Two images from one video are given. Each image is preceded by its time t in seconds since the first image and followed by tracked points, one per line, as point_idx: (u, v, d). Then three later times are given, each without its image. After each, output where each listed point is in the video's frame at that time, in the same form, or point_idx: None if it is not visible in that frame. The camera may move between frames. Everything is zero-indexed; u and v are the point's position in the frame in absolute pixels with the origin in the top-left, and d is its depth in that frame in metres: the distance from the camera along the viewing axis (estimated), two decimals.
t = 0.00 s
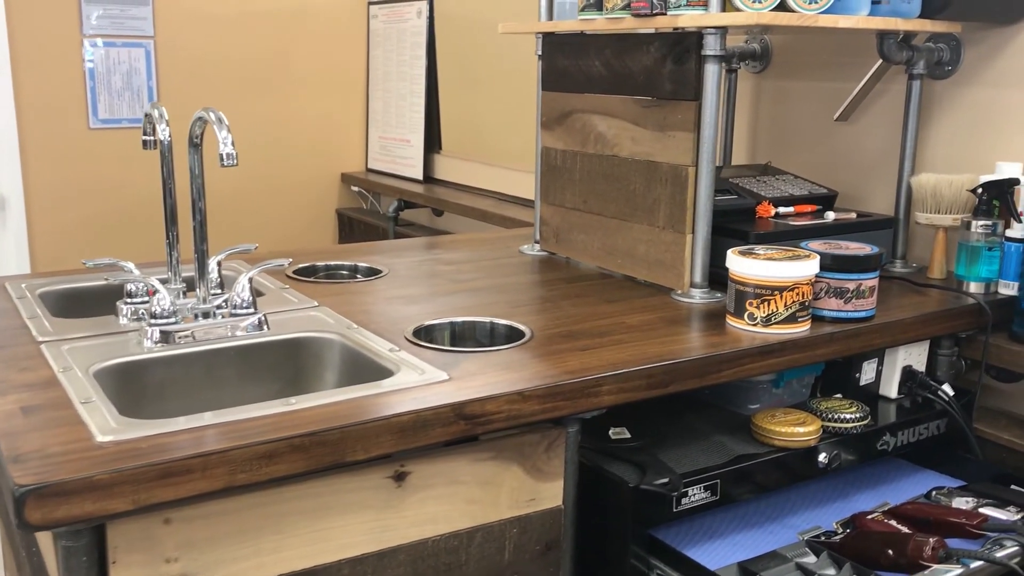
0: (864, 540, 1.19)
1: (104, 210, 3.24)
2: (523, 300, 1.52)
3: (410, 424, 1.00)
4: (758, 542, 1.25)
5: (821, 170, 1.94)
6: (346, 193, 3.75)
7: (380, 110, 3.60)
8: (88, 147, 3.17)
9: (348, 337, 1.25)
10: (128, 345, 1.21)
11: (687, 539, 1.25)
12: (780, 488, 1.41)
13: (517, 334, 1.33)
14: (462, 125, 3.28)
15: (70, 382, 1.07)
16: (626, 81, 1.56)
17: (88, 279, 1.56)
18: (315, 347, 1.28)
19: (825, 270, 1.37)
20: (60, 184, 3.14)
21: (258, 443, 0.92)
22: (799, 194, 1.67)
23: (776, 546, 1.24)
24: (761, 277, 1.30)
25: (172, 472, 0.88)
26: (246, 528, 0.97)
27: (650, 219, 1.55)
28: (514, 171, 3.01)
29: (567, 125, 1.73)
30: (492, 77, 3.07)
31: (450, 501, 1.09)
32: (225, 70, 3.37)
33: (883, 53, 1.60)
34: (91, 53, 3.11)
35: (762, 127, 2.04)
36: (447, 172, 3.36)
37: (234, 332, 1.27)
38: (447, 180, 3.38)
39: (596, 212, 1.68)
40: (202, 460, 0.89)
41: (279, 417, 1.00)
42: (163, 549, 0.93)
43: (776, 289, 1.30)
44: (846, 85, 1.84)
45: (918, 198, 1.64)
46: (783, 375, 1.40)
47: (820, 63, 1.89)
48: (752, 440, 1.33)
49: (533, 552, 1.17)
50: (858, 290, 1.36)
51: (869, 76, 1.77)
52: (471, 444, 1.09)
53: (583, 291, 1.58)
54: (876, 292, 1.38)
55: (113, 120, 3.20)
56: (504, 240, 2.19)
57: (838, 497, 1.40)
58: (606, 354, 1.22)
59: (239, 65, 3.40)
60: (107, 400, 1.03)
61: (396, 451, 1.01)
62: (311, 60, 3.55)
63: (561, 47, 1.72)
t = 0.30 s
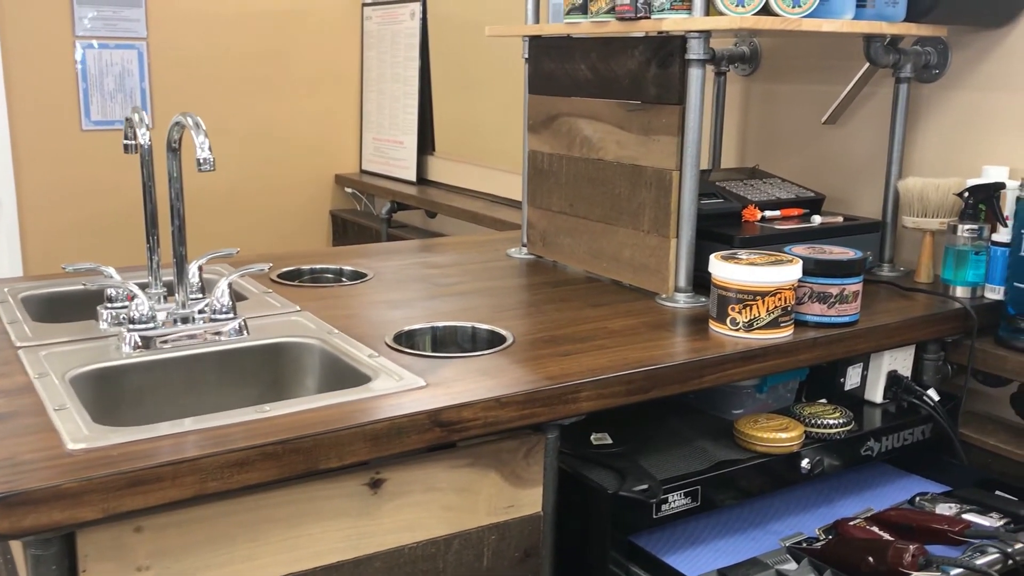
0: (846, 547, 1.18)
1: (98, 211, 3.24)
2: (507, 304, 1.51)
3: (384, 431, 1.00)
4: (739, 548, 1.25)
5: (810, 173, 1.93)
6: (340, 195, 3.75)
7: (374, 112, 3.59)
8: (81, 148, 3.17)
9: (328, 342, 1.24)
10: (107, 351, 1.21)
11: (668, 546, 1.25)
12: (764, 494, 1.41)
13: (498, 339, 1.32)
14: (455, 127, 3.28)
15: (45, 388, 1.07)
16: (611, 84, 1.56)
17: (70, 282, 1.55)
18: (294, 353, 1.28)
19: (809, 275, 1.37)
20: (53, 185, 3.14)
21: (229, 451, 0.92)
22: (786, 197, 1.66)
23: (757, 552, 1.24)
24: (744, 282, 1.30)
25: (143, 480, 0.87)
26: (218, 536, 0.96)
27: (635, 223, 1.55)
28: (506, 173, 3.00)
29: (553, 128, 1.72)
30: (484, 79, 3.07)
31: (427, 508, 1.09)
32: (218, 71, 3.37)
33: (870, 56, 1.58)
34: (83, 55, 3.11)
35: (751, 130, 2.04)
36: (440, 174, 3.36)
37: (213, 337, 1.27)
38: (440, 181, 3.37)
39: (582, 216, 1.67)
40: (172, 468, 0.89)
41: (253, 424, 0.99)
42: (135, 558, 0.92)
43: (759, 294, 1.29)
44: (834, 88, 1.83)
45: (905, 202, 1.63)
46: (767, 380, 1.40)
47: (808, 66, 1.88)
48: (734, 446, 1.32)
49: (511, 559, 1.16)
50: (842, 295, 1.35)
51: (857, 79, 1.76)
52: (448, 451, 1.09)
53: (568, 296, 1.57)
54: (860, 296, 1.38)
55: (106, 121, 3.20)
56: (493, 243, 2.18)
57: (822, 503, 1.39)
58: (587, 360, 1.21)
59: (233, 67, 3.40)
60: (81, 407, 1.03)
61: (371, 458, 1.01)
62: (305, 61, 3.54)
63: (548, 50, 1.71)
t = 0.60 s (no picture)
0: (824, 549, 1.18)
1: (89, 211, 3.24)
2: (489, 306, 1.51)
3: (358, 434, 1.00)
4: (718, 550, 1.25)
5: (796, 174, 1.94)
6: (333, 195, 3.75)
7: (366, 112, 3.59)
8: (72, 149, 3.17)
9: (307, 344, 1.25)
10: (86, 353, 1.21)
11: (646, 548, 1.25)
12: (746, 495, 1.41)
13: (478, 340, 1.32)
14: (446, 128, 3.27)
15: (21, 391, 1.07)
16: (595, 86, 1.56)
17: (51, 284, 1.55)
18: (274, 355, 1.28)
19: (788, 276, 1.37)
20: (44, 186, 3.14)
21: (200, 453, 0.92)
22: (770, 199, 1.66)
23: (735, 553, 1.24)
24: (722, 284, 1.30)
25: (113, 482, 0.88)
26: (192, 539, 0.96)
27: (618, 225, 1.55)
28: (496, 174, 3.00)
29: (538, 129, 1.73)
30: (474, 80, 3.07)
31: (403, 511, 1.09)
32: (210, 72, 3.37)
33: (852, 58, 1.58)
34: (74, 55, 3.11)
35: (738, 131, 2.04)
36: (432, 175, 3.36)
37: (192, 339, 1.27)
38: (432, 182, 3.37)
39: (566, 217, 1.68)
40: (143, 471, 0.89)
41: (228, 426, 0.99)
42: (107, 560, 0.92)
43: (737, 296, 1.29)
44: (821, 89, 1.83)
45: (888, 203, 1.63)
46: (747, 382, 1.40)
47: (794, 68, 1.89)
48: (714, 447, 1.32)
49: (488, 561, 1.16)
50: (821, 297, 1.35)
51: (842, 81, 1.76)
52: (425, 454, 1.09)
53: (551, 297, 1.57)
54: (840, 298, 1.38)
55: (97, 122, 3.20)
56: (481, 244, 2.18)
57: (803, 504, 1.40)
58: (565, 361, 1.22)
59: (225, 67, 3.39)
60: (55, 408, 1.03)
61: (345, 460, 1.01)
62: (298, 62, 3.54)
63: (532, 52, 1.71)
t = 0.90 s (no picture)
0: (797, 553, 1.18)
1: (79, 213, 3.24)
2: (470, 309, 1.52)
3: (329, 439, 1.01)
4: (694, 552, 1.26)
5: (779, 177, 1.94)
6: (324, 197, 3.75)
7: (357, 114, 3.59)
8: (63, 151, 3.17)
9: (283, 349, 1.25)
10: (63, 357, 1.22)
11: (621, 551, 1.25)
12: (724, 498, 1.41)
13: (456, 344, 1.33)
14: (436, 130, 3.28)
15: None
16: (575, 90, 1.57)
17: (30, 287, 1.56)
18: (251, 359, 1.28)
19: (765, 281, 1.37)
20: (34, 187, 3.14)
21: (170, 459, 0.92)
22: (751, 203, 1.67)
23: (710, 556, 1.25)
24: (698, 288, 1.30)
25: (81, 488, 0.88)
26: (163, 543, 0.97)
27: (598, 229, 1.55)
28: (485, 176, 3.01)
29: (520, 133, 1.73)
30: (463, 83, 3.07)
31: (376, 515, 1.09)
32: (201, 73, 3.37)
33: (834, 64, 1.58)
34: (65, 57, 3.11)
35: (722, 134, 2.04)
36: (423, 176, 3.37)
37: (169, 343, 1.28)
38: (423, 184, 3.38)
39: (548, 221, 1.68)
40: (112, 476, 0.89)
41: (199, 431, 1.00)
42: (77, 564, 0.93)
43: (713, 300, 1.30)
44: (803, 93, 1.84)
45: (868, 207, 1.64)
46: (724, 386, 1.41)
47: (777, 72, 1.89)
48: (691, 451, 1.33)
49: (463, 565, 1.17)
50: (797, 301, 1.36)
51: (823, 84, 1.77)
52: (398, 458, 1.09)
53: (531, 301, 1.58)
54: (817, 302, 1.38)
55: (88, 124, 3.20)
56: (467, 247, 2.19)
57: (781, 507, 1.40)
58: (540, 366, 1.22)
59: (216, 69, 3.40)
60: (28, 413, 1.03)
61: (317, 465, 1.02)
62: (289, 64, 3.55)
63: (514, 56, 1.72)
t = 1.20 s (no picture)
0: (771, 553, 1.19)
1: (68, 213, 3.24)
2: (449, 310, 1.52)
3: (299, 440, 1.01)
4: (669, 553, 1.26)
5: (762, 178, 1.94)
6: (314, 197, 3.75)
7: (347, 114, 3.59)
8: (52, 151, 3.17)
9: (259, 350, 1.25)
10: (38, 358, 1.22)
11: (597, 552, 1.26)
12: (701, 498, 1.42)
13: (432, 345, 1.33)
14: (426, 131, 3.28)
15: None
16: (555, 91, 1.57)
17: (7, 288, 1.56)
18: (227, 360, 1.28)
19: (741, 281, 1.37)
20: (23, 188, 3.14)
21: (136, 460, 0.93)
22: (731, 203, 1.67)
23: (685, 556, 1.25)
24: (674, 289, 1.31)
25: (47, 489, 0.88)
26: (132, 545, 0.97)
27: (577, 229, 1.56)
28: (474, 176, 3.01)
29: (502, 134, 1.73)
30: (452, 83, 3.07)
31: (349, 516, 1.09)
32: (191, 74, 3.37)
33: (814, 65, 1.58)
34: (54, 58, 3.11)
35: (706, 134, 2.05)
36: (413, 177, 3.37)
37: (144, 344, 1.28)
38: (412, 184, 3.38)
39: (529, 222, 1.68)
40: (78, 477, 0.90)
41: (169, 432, 1.00)
42: (45, 565, 0.93)
43: (688, 301, 1.30)
44: (785, 94, 1.84)
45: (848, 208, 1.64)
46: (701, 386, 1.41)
47: (759, 72, 1.89)
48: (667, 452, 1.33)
49: (437, 565, 1.17)
50: (774, 302, 1.36)
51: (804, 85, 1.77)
52: (370, 459, 1.10)
53: (511, 301, 1.58)
54: (793, 303, 1.39)
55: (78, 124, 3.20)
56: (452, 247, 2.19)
57: (758, 507, 1.40)
58: (515, 367, 1.22)
59: (206, 70, 3.40)
60: None
61: (287, 466, 1.02)
62: (279, 64, 3.55)
63: (496, 57, 1.72)
